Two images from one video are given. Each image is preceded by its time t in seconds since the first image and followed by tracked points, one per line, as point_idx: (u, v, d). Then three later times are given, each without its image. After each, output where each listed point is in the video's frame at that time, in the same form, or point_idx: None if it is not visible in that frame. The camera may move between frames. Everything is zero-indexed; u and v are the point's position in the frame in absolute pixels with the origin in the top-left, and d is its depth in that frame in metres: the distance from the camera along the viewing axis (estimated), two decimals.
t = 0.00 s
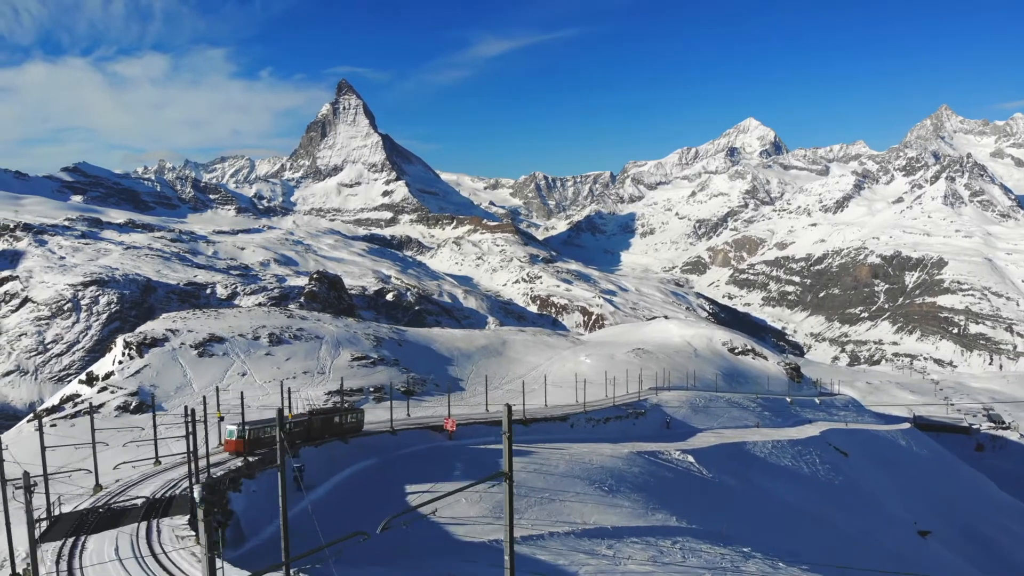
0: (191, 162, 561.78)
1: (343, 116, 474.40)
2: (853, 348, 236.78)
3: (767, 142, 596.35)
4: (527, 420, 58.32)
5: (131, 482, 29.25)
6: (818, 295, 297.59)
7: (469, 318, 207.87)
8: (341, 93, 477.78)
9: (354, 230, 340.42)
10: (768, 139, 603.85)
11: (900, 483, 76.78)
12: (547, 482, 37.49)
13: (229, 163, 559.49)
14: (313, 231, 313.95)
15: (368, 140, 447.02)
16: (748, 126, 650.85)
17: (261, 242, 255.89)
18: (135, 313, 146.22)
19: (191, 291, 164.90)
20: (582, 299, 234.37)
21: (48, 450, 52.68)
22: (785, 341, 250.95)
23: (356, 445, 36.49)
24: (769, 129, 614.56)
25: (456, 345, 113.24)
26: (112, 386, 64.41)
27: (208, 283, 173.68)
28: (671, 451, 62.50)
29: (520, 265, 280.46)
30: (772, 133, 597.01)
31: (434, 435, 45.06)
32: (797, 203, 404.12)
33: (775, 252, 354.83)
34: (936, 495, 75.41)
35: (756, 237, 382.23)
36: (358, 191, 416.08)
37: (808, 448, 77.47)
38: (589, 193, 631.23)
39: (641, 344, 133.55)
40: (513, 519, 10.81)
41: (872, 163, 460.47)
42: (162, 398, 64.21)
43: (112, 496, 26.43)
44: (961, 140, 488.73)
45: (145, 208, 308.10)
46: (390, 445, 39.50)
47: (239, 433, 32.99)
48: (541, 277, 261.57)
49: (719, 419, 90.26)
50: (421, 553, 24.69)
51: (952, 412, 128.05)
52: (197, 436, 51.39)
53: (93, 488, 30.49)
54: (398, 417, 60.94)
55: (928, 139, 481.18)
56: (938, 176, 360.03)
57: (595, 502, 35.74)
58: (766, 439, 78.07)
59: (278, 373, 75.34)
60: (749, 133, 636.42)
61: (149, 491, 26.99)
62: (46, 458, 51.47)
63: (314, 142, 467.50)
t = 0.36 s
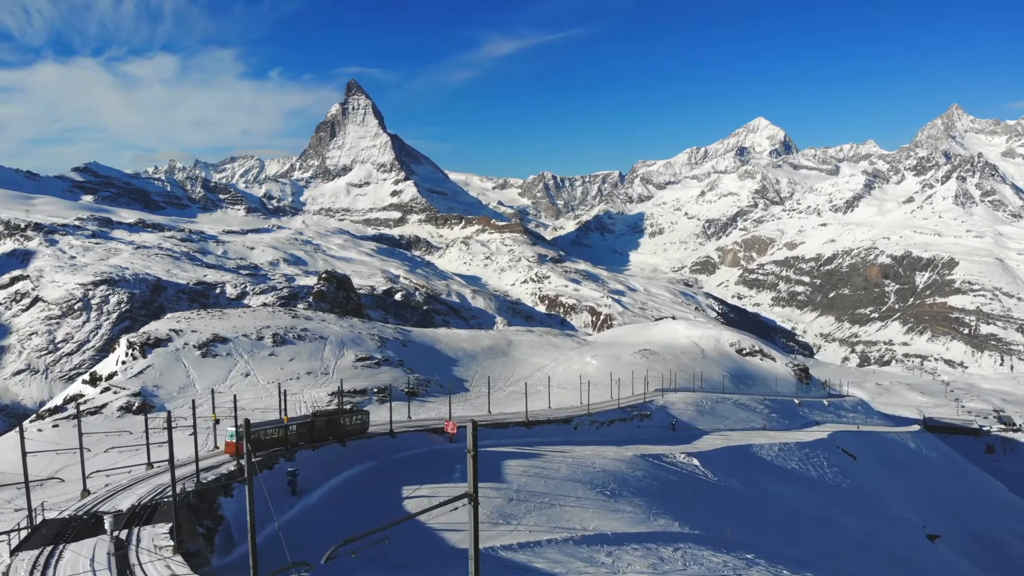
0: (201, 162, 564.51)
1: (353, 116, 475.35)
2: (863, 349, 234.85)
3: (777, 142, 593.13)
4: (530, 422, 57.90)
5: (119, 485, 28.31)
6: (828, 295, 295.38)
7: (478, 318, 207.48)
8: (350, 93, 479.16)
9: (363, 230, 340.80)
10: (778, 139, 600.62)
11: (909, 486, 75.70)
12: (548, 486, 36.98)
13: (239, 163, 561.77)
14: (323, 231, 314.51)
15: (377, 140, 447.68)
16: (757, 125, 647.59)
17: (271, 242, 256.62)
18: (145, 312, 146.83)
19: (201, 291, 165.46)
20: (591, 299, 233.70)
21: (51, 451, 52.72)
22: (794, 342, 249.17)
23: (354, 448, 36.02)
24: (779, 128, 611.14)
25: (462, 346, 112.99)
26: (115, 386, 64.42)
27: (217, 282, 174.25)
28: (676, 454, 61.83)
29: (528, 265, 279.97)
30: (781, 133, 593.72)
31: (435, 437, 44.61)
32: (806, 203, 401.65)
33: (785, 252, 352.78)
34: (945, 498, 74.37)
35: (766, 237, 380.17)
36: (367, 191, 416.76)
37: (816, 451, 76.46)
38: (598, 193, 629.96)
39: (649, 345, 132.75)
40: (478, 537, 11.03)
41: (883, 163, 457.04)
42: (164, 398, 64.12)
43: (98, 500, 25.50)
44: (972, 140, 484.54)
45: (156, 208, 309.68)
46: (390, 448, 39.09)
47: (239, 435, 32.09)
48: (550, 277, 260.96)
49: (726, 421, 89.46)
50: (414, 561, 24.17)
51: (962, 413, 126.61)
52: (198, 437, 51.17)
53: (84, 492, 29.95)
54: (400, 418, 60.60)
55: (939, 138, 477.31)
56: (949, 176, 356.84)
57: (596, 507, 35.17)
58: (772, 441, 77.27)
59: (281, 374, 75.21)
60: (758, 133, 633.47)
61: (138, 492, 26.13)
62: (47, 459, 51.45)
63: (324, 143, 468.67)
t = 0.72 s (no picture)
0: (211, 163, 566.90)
1: (362, 117, 476.21)
2: (873, 349, 232.87)
3: (786, 142, 590.01)
4: (532, 425, 57.45)
5: (108, 491, 28.05)
6: (838, 296, 293.09)
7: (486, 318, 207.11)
8: (359, 94, 480.46)
9: (371, 230, 341.05)
10: (787, 139, 597.54)
11: (918, 490, 74.56)
12: (549, 491, 36.39)
13: (248, 163, 563.86)
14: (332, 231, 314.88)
15: (386, 140, 448.33)
16: (767, 125, 644.08)
17: (280, 242, 257.20)
18: (155, 311, 147.38)
19: (211, 291, 165.92)
20: (599, 300, 232.81)
21: (53, 453, 52.64)
22: (803, 343, 247.41)
23: (353, 451, 35.65)
24: (789, 127, 607.82)
25: (467, 346, 112.56)
26: (117, 387, 64.46)
27: (226, 282, 174.73)
28: (681, 457, 61.12)
29: (537, 265, 279.33)
30: (791, 133, 590.69)
31: (435, 440, 44.21)
32: (816, 203, 399.13)
33: (794, 252, 350.57)
34: (954, 502, 73.43)
35: (775, 237, 377.90)
36: (375, 191, 417.35)
37: (823, 455, 75.51)
38: (607, 193, 628.50)
39: (656, 347, 131.84)
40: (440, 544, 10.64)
41: (893, 163, 453.59)
42: (167, 399, 64.17)
43: (79, 508, 24.97)
44: (983, 140, 480.21)
45: (165, 208, 311.01)
46: (389, 452, 38.54)
47: (241, 436, 32.16)
48: (558, 277, 260.20)
49: (732, 423, 88.60)
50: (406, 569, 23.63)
51: (973, 415, 125.16)
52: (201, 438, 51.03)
53: (72, 496, 29.55)
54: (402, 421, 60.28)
55: (950, 138, 473.42)
56: (960, 176, 353.71)
57: (596, 513, 34.61)
58: (779, 444, 76.35)
59: (285, 374, 75.16)
60: (768, 133, 630.06)
61: (122, 500, 25.62)
62: (48, 460, 51.38)
63: (332, 143, 470.00)
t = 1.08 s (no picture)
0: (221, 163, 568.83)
1: (370, 117, 476.76)
2: (883, 350, 230.90)
3: (796, 141, 586.60)
4: (535, 427, 57.06)
5: (96, 496, 27.73)
6: (848, 296, 290.89)
7: (494, 318, 206.76)
8: (368, 94, 481.28)
9: (380, 230, 341.11)
10: (797, 138, 594.27)
11: (926, 494, 73.66)
12: (548, 495, 35.89)
13: (257, 163, 565.85)
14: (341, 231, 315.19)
15: (394, 140, 448.77)
16: (777, 124, 640.39)
17: (289, 242, 257.65)
18: (164, 310, 147.87)
19: (220, 290, 166.33)
20: (608, 300, 231.99)
21: (54, 453, 52.79)
22: (813, 343, 245.69)
23: (352, 453, 35.27)
24: (798, 127, 604.19)
25: (472, 347, 112.09)
26: (121, 387, 64.57)
27: (236, 281, 175.21)
28: (685, 460, 60.46)
29: (545, 265, 278.71)
30: (801, 132, 587.33)
31: (435, 443, 43.78)
32: (826, 202, 396.56)
33: (804, 252, 348.30)
34: (962, 507, 72.57)
35: (785, 237, 375.61)
36: (384, 191, 417.78)
37: (831, 457, 74.54)
38: (615, 193, 626.83)
39: (662, 347, 131.02)
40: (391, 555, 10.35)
41: (903, 163, 450.14)
42: (170, 399, 64.28)
43: (64, 514, 24.68)
44: (995, 139, 475.73)
45: (175, 208, 312.23)
46: (387, 455, 38.03)
47: (242, 438, 32.15)
48: (566, 277, 259.46)
49: (739, 425, 87.79)
50: None
51: (983, 417, 123.74)
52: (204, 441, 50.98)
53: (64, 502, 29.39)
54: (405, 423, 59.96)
55: (961, 138, 469.58)
56: (972, 176, 350.56)
57: (597, 518, 34.07)
58: (786, 446, 75.49)
59: (288, 375, 75.06)
60: (778, 132, 626.40)
61: (109, 506, 25.28)
62: (49, 461, 51.51)
63: (342, 143, 470.84)
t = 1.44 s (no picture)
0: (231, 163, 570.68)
1: (380, 117, 477.42)
2: (894, 350, 228.95)
3: (806, 141, 583.21)
4: (537, 430, 56.62)
5: (83, 501, 27.20)
6: (859, 297, 288.66)
7: (503, 318, 206.32)
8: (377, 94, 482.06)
9: (389, 230, 341.31)
10: (807, 138, 590.94)
11: (937, 499, 72.48)
12: (547, 500, 35.27)
13: (267, 163, 567.90)
14: (350, 231, 315.67)
15: (403, 141, 449.61)
16: (787, 124, 636.67)
17: (298, 241, 258.15)
18: (174, 310, 148.26)
19: (229, 290, 166.53)
20: (616, 300, 231.12)
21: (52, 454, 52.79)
22: (821, 344, 244.04)
23: (349, 457, 34.73)
24: (808, 126, 600.85)
25: (477, 348, 111.58)
26: (122, 387, 64.73)
27: (245, 281, 175.54)
28: (690, 464, 59.79)
29: (553, 265, 278.15)
30: (811, 132, 584.06)
31: (436, 446, 43.16)
32: (836, 202, 394.06)
33: (814, 253, 346.02)
34: (971, 512, 71.67)
35: (795, 237, 373.31)
36: (393, 191, 418.31)
37: (838, 460, 73.43)
38: (624, 193, 625.14)
39: (668, 349, 130.11)
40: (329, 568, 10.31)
41: (914, 162, 446.67)
42: (172, 400, 64.36)
43: (46, 521, 24.29)
44: (1006, 139, 471.50)
45: (185, 208, 313.56)
46: (385, 459, 37.41)
47: (243, 440, 32.23)
48: (575, 277, 258.72)
49: (746, 428, 86.80)
50: None
51: (994, 419, 122.30)
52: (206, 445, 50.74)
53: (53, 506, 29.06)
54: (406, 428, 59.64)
55: (972, 137, 465.93)
56: (983, 176, 347.53)
57: (597, 524, 33.50)
58: (793, 450, 74.40)
59: (291, 376, 74.81)
60: (788, 132, 622.95)
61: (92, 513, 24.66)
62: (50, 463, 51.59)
63: (351, 143, 472.11)
